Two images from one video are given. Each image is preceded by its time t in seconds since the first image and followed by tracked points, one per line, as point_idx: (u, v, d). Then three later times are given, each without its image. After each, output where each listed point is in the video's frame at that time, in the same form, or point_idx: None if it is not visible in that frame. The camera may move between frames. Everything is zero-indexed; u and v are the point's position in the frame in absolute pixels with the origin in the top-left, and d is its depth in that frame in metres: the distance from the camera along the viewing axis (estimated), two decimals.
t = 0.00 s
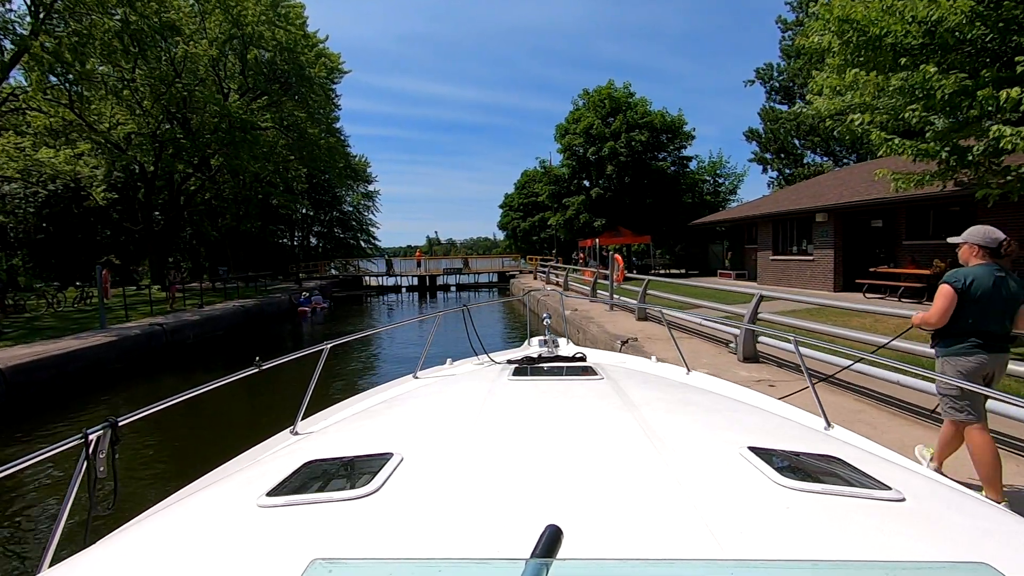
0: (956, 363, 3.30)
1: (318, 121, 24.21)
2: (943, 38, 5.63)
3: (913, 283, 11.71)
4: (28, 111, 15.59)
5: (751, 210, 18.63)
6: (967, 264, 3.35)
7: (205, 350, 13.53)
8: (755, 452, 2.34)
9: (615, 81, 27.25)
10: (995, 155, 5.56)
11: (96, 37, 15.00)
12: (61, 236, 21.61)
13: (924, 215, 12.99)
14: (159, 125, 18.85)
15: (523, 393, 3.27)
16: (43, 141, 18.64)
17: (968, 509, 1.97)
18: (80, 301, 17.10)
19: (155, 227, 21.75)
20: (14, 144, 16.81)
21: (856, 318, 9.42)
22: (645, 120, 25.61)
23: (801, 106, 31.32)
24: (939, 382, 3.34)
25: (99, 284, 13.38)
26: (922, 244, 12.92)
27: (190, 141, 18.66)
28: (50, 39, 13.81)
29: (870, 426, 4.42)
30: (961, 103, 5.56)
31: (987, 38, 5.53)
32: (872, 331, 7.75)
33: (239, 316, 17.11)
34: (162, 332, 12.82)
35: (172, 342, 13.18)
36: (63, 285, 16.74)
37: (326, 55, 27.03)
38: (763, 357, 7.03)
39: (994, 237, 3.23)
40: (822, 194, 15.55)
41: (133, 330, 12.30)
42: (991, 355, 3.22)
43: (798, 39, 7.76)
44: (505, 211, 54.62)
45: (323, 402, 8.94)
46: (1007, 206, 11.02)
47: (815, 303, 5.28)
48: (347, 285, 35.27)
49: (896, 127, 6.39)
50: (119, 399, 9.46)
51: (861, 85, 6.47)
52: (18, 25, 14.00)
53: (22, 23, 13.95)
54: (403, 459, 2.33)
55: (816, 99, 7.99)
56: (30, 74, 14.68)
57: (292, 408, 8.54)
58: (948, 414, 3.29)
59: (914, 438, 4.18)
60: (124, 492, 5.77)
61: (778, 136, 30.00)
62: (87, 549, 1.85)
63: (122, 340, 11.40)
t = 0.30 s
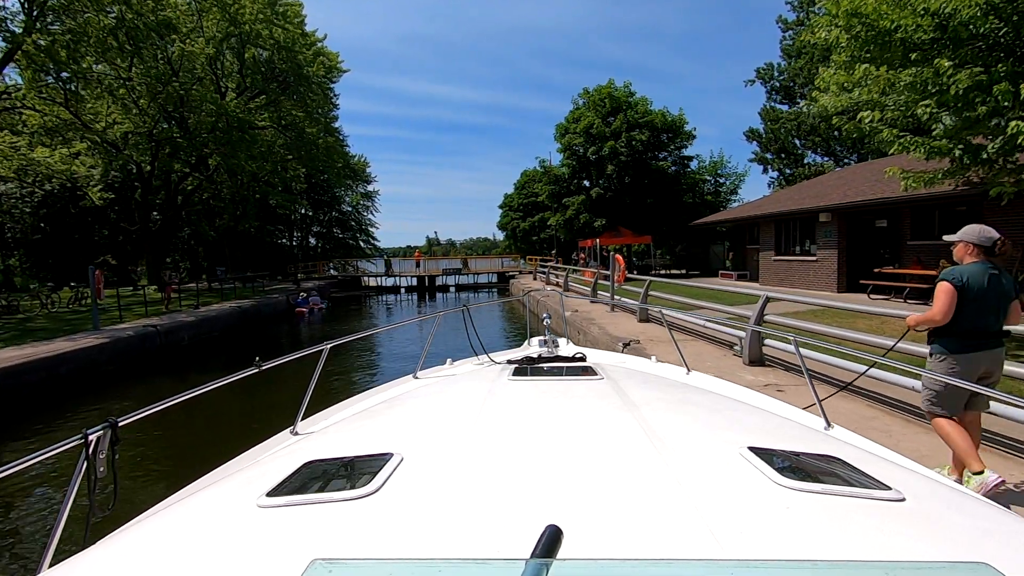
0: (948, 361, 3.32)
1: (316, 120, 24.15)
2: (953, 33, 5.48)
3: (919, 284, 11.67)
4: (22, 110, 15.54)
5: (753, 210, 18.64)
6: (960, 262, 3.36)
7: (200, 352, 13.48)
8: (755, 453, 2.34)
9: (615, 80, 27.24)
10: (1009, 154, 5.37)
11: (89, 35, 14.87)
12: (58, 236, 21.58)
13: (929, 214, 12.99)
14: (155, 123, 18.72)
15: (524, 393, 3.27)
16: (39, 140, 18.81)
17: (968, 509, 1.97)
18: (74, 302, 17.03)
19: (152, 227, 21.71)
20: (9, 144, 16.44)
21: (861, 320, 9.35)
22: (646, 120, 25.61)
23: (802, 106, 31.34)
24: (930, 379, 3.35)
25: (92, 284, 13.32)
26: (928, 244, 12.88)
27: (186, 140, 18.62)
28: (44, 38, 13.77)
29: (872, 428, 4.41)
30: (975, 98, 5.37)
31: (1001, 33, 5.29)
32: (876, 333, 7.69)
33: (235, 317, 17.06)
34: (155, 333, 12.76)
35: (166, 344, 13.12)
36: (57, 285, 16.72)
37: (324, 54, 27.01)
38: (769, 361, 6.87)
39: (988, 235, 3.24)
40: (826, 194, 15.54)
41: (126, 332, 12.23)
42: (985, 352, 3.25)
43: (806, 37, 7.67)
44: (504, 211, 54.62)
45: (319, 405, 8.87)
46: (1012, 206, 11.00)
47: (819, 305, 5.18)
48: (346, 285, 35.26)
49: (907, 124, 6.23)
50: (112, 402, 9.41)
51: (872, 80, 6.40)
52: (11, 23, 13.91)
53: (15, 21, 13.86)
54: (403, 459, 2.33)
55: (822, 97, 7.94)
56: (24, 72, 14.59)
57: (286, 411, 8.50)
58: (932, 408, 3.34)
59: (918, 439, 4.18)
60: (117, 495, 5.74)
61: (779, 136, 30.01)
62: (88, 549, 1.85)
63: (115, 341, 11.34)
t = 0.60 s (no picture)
0: (947, 361, 3.33)
1: (315, 120, 24.11)
2: (966, 28, 5.34)
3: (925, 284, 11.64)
4: (17, 108, 15.74)
5: (755, 209, 18.65)
6: (955, 264, 3.39)
7: (195, 354, 13.45)
8: (756, 453, 2.34)
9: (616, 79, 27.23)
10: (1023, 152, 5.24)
11: (84, 32, 14.77)
12: (55, 235, 21.58)
13: (934, 214, 12.98)
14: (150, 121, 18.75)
15: (524, 393, 3.27)
16: (36, 140, 18.82)
17: (969, 509, 1.97)
18: (69, 302, 16.99)
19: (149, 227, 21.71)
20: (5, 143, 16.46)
21: (867, 321, 9.29)
22: (647, 119, 25.59)
23: (803, 105, 31.35)
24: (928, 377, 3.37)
25: (85, 283, 13.25)
26: (934, 244, 12.83)
27: (183, 139, 18.63)
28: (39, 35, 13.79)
29: (875, 428, 4.39)
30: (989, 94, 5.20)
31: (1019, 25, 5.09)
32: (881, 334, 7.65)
33: (232, 317, 17.03)
34: (151, 335, 12.72)
35: (162, 345, 13.09)
36: (53, 285, 16.66)
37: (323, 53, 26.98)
38: (777, 364, 6.68)
39: (982, 235, 3.28)
40: (830, 193, 15.53)
41: (121, 333, 12.19)
42: (986, 351, 3.24)
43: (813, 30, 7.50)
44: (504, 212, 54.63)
45: (316, 406, 8.86)
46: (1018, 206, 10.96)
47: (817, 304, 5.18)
48: (345, 285, 35.28)
49: (921, 120, 6.07)
50: (107, 405, 9.37)
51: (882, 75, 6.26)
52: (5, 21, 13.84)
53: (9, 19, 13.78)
54: (404, 459, 2.33)
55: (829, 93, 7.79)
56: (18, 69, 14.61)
57: (282, 412, 8.48)
58: (930, 405, 3.38)
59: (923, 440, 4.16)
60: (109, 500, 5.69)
61: (781, 136, 30.02)
62: (90, 548, 1.86)
63: (109, 342, 11.27)
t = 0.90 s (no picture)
0: (932, 359, 3.35)
1: (313, 119, 24.11)
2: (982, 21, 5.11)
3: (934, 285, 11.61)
4: (12, 106, 16.01)
5: (757, 209, 18.65)
6: (941, 264, 3.40)
7: (190, 355, 13.43)
8: (756, 453, 2.34)
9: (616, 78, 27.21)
10: None
11: (79, 29, 14.52)
12: (53, 235, 21.62)
13: (938, 213, 12.95)
14: (146, 121, 18.95)
15: (524, 393, 3.27)
16: (32, 139, 18.84)
17: (969, 509, 1.97)
18: (63, 303, 16.95)
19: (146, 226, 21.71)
20: None
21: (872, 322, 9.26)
22: (647, 118, 25.57)
23: (804, 104, 31.35)
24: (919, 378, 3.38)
25: (78, 283, 13.17)
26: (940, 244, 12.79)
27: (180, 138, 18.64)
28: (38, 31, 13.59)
29: (877, 428, 4.39)
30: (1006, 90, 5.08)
31: None
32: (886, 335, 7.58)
33: (229, 318, 17.01)
34: (145, 336, 12.68)
35: (157, 346, 13.05)
36: (47, 286, 16.61)
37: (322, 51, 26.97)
38: (783, 367, 6.58)
39: (966, 236, 3.28)
40: (833, 193, 15.52)
41: (114, 334, 12.14)
42: (972, 350, 3.26)
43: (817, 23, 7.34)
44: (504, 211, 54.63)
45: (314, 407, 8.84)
46: None
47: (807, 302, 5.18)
48: (344, 285, 35.28)
49: (935, 115, 5.96)
50: (100, 407, 9.33)
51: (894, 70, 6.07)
52: None
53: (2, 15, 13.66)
54: (403, 459, 2.33)
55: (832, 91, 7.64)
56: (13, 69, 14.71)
57: (277, 414, 8.47)
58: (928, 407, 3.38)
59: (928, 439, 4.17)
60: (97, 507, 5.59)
61: (782, 136, 30.02)
62: (90, 548, 1.86)
63: (101, 343, 11.19)
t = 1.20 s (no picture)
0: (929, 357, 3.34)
1: (312, 117, 24.09)
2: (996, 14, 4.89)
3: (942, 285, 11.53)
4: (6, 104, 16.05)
5: (760, 208, 18.64)
6: (935, 262, 3.41)
7: (185, 356, 13.41)
8: (757, 453, 2.34)
9: (617, 77, 27.20)
10: None
11: (73, 26, 14.28)
12: (50, 234, 21.64)
13: (944, 213, 12.92)
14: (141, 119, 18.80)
15: (523, 393, 3.28)
16: (29, 137, 18.86)
17: (967, 508, 1.98)
18: (58, 303, 16.94)
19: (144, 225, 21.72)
20: None
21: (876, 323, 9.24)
22: (648, 116, 25.55)
23: (805, 104, 31.33)
24: (916, 376, 3.38)
25: (70, 284, 13.08)
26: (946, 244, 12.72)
27: (177, 137, 18.65)
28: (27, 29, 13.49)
29: (880, 428, 4.39)
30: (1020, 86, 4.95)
31: None
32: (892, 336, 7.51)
33: (225, 319, 17.00)
34: (140, 336, 12.63)
35: (152, 347, 13.02)
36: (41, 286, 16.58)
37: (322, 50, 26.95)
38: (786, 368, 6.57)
39: (960, 233, 3.29)
40: (836, 193, 15.48)
41: (107, 335, 12.10)
42: (966, 348, 3.26)
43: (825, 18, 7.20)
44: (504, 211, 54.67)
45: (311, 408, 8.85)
46: None
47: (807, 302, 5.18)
48: (343, 285, 35.28)
49: (945, 111, 5.84)
50: (93, 409, 9.32)
51: (904, 65, 5.85)
52: None
53: None
54: (404, 459, 2.33)
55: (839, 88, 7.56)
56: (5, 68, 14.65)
57: (274, 414, 8.48)
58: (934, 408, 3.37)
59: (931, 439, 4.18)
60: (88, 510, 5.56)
61: (784, 136, 30.06)
62: (89, 549, 1.86)
63: (92, 345, 11.10)
